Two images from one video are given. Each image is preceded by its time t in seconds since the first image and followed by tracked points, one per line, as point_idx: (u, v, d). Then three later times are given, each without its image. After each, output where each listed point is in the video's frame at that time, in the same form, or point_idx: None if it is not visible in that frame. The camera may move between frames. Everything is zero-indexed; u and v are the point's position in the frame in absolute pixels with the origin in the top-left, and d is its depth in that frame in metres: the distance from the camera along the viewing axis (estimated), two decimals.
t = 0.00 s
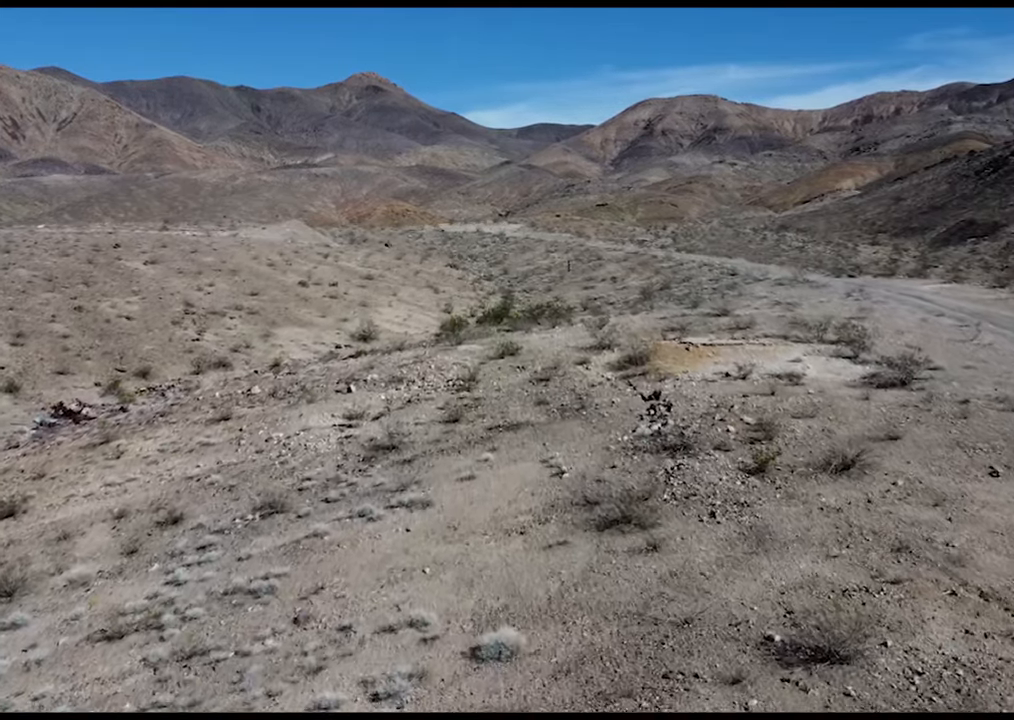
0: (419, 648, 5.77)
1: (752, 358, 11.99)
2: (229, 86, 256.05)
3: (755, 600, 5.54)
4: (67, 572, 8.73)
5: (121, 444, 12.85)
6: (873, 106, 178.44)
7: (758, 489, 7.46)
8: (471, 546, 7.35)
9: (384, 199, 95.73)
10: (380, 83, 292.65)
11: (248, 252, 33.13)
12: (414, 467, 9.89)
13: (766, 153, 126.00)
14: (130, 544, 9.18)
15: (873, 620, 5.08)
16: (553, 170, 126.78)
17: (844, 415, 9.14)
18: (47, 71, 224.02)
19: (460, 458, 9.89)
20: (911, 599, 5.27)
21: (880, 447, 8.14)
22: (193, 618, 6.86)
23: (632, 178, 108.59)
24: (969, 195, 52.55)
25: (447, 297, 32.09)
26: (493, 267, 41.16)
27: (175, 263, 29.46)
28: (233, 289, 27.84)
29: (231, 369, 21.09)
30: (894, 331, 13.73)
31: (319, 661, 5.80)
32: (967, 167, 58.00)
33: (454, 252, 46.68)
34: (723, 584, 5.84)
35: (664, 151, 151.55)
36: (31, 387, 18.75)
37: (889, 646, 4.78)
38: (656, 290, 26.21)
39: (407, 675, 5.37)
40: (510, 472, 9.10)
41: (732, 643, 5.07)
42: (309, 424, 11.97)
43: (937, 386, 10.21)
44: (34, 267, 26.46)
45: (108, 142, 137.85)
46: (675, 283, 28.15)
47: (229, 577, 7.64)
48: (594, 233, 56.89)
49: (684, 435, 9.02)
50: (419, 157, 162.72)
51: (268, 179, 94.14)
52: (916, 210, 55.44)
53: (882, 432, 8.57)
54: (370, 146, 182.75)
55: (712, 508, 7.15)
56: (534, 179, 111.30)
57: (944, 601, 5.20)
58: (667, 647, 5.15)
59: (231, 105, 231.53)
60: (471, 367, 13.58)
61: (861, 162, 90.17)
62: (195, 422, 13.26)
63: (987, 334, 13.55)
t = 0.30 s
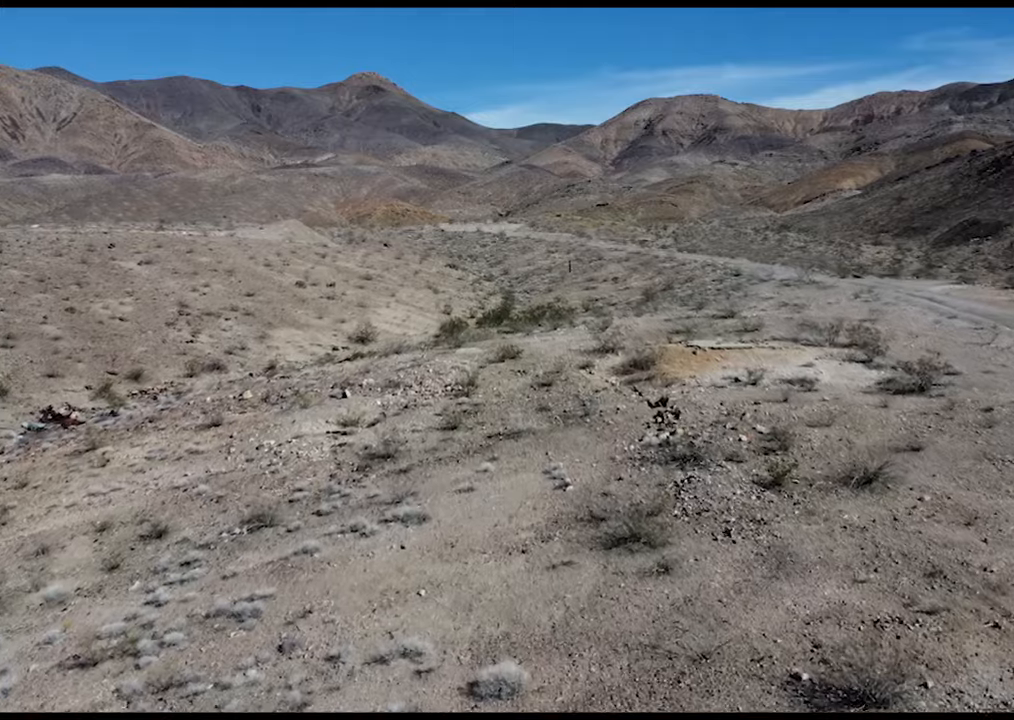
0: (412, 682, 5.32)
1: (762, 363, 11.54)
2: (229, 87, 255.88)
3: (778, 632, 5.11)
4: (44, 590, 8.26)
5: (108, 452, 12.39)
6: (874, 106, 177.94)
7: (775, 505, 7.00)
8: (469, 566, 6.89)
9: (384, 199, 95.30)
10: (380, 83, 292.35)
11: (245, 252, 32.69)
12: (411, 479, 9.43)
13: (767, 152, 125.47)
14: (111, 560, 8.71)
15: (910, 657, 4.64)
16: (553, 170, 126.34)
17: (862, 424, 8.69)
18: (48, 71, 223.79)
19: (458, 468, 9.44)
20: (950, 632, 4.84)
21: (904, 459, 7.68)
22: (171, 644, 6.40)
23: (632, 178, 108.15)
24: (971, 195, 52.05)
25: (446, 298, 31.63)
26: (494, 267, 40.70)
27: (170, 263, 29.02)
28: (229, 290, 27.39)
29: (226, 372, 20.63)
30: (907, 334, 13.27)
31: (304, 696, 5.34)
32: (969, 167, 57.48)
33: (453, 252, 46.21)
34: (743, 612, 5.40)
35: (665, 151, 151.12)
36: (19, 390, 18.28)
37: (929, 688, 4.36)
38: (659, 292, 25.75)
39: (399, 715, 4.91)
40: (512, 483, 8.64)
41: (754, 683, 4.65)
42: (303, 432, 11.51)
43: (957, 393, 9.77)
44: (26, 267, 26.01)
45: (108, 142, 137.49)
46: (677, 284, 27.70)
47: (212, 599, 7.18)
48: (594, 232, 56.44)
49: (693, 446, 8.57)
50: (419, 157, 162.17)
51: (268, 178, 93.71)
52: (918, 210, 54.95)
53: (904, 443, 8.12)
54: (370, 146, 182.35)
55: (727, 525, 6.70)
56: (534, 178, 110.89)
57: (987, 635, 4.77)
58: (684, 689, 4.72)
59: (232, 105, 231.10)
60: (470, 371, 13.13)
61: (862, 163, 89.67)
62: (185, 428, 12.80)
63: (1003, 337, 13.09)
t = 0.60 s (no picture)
0: None
1: (773, 368, 11.05)
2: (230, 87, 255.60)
3: (807, 675, 4.63)
4: (16, 611, 7.75)
5: (91, 460, 11.88)
6: (875, 106, 177.34)
7: (796, 524, 6.51)
8: (467, 591, 6.39)
9: (384, 199, 94.85)
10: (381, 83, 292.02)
11: (242, 252, 32.20)
12: (406, 491, 8.93)
13: (768, 152, 124.96)
14: (88, 578, 8.21)
15: (960, 708, 4.18)
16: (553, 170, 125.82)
17: (884, 434, 8.20)
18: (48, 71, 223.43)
19: (456, 480, 8.94)
20: (1002, 678, 4.36)
21: (931, 474, 7.19)
22: (143, 676, 5.89)
23: (633, 178, 107.67)
24: (974, 195, 51.53)
25: (445, 299, 31.13)
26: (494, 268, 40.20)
27: (165, 264, 28.53)
28: (224, 291, 26.90)
29: (219, 375, 20.15)
30: (923, 337, 12.79)
31: None
32: (972, 167, 56.96)
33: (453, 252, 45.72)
34: (768, 649, 4.92)
35: (665, 151, 150.65)
36: (6, 393, 17.78)
37: None
38: (662, 293, 25.29)
39: None
40: (514, 497, 8.14)
41: None
42: (294, 440, 11.01)
43: (981, 401, 9.27)
44: (18, 267, 25.52)
45: (107, 142, 136.96)
46: (680, 284, 27.24)
47: (190, 625, 6.68)
48: (595, 232, 55.95)
49: (705, 458, 8.07)
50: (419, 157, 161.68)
51: (267, 178, 93.25)
52: (920, 210, 54.42)
53: (930, 455, 7.63)
54: (370, 146, 181.89)
55: (745, 548, 6.21)
56: (535, 178, 110.36)
57: None
58: None
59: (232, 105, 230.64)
60: (469, 375, 12.63)
61: (863, 162, 89.11)
62: (172, 436, 12.30)
63: None
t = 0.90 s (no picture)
0: None
1: (785, 373, 10.60)
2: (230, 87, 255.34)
3: None
4: None
5: (75, 468, 11.41)
6: (875, 106, 176.85)
7: (817, 544, 6.06)
8: (463, 616, 5.93)
9: (384, 199, 94.40)
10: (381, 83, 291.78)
11: (238, 251, 31.74)
12: (400, 503, 8.47)
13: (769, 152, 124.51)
14: (63, 597, 7.73)
15: None
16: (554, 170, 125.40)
17: (905, 445, 7.74)
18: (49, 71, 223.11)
19: (453, 492, 8.49)
20: None
21: (960, 488, 6.74)
22: (112, 710, 5.41)
23: (633, 178, 107.23)
24: (977, 195, 51.05)
25: (444, 300, 30.68)
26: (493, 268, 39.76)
27: (160, 264, 28.08)
28: (220, 291, 26.46)
29: (212, 378, 19.70)
30: (938, 340, 12.34)
31: None
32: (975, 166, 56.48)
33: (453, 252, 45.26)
34: (794, 690, 4.49)
35: (666, 151, 150.23)
36: None
37: None
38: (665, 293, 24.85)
39: None
40: (514, 511, 7.69)
41: None
42: (286, 448, 10.55)
43: (1005, 409, 8.82)
44: (10, 267, 25.08)
45: (107, 142, 136.54)
46: (683, 285, 26.81)
47: (167, 652, 6.22)
48: (596, 232, 55.52)
49: (716, 470, 7.61)
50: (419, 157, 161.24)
51: (267, 178, 92.82)
52: (923, 210, 53.95)
53: (956, 468, 7.18)
54: (371, 146, 181.47)
55: (763, 571, 5.78)
56: (535, 178, 109.93)
57: None
58: None
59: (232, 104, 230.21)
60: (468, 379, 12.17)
61: (865, 162, 88.62)
62: (160, 443, 11.83)
63: None
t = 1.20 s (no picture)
0: None
1: (798, 379, 10.13)
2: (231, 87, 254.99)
3: None
4: None
5: (57, 478, 10.94)
6: (876, 106, 176.30)
7: (844, 568, 5.61)
8: (460, 647, 5.46)
9: (384, 199, 93.94)
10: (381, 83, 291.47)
11: (235, 251, 31.30)
12: (394, 518, 8.00)
13: (769, 152, 124.01)
14: (36, 619, 7.26)
15: None
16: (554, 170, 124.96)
17: (931, 458, 7.29)
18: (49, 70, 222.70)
19: (450, 506, 8.02)
20: None
21: (992, 506, 6.28)
22: None
23: (634, 178, 106.75)
24: (979, 194, 50.52)
25: (443, 300, 30.22)
26: (493, 269, 39.25)
27: (155, 264, 27.63)
28: (215, 292, 26.01)
29: (206, 381, 19.25)
30: (955, 344, 11.87)
31: None
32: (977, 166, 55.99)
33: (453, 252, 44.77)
34: None
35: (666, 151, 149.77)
36: None
37: None
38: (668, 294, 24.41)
39: None
40: (515, 528, 7.23)
41: None
42: (277, 458, 10.09)
43: None
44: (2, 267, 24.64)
45: (107, 142, 136.17)
46: (685, 285, 26.35)
47: (141, 684, 5.76)
48: (597, 232, 55.07)
49: (731, 484, 7.14)
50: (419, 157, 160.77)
51: (267, 178, 92.39)
52: (925, 210, 53.43)
53: (986, 484, 6.72)
54: (371, 146, 180.96)
55: (786, 599, 5.32)
56: (535, 178, 109.48)
57: None
58: None
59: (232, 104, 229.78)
60: (467, 384, 11.71)
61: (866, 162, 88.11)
62: (146, 451, 11.37)
63: None
